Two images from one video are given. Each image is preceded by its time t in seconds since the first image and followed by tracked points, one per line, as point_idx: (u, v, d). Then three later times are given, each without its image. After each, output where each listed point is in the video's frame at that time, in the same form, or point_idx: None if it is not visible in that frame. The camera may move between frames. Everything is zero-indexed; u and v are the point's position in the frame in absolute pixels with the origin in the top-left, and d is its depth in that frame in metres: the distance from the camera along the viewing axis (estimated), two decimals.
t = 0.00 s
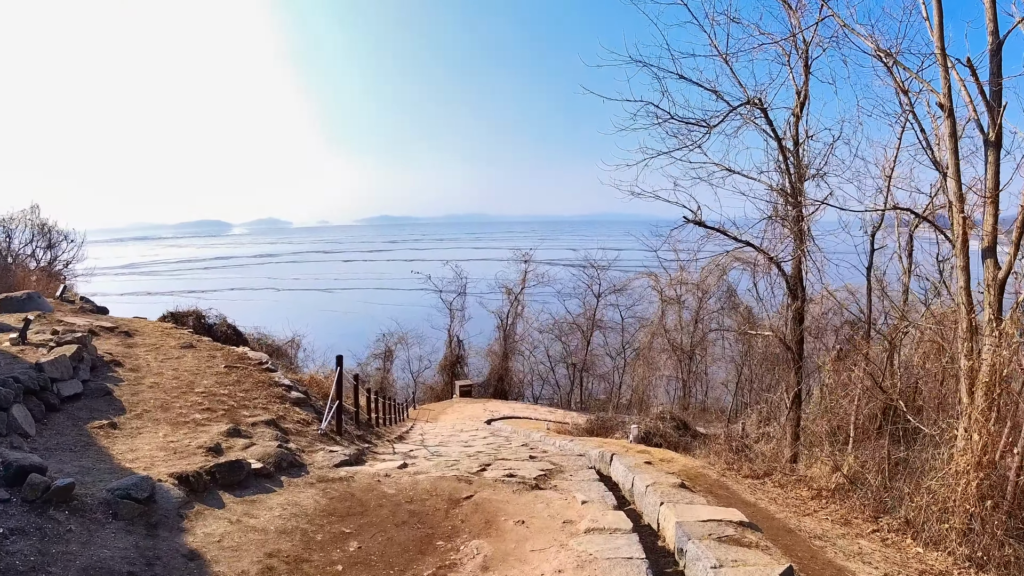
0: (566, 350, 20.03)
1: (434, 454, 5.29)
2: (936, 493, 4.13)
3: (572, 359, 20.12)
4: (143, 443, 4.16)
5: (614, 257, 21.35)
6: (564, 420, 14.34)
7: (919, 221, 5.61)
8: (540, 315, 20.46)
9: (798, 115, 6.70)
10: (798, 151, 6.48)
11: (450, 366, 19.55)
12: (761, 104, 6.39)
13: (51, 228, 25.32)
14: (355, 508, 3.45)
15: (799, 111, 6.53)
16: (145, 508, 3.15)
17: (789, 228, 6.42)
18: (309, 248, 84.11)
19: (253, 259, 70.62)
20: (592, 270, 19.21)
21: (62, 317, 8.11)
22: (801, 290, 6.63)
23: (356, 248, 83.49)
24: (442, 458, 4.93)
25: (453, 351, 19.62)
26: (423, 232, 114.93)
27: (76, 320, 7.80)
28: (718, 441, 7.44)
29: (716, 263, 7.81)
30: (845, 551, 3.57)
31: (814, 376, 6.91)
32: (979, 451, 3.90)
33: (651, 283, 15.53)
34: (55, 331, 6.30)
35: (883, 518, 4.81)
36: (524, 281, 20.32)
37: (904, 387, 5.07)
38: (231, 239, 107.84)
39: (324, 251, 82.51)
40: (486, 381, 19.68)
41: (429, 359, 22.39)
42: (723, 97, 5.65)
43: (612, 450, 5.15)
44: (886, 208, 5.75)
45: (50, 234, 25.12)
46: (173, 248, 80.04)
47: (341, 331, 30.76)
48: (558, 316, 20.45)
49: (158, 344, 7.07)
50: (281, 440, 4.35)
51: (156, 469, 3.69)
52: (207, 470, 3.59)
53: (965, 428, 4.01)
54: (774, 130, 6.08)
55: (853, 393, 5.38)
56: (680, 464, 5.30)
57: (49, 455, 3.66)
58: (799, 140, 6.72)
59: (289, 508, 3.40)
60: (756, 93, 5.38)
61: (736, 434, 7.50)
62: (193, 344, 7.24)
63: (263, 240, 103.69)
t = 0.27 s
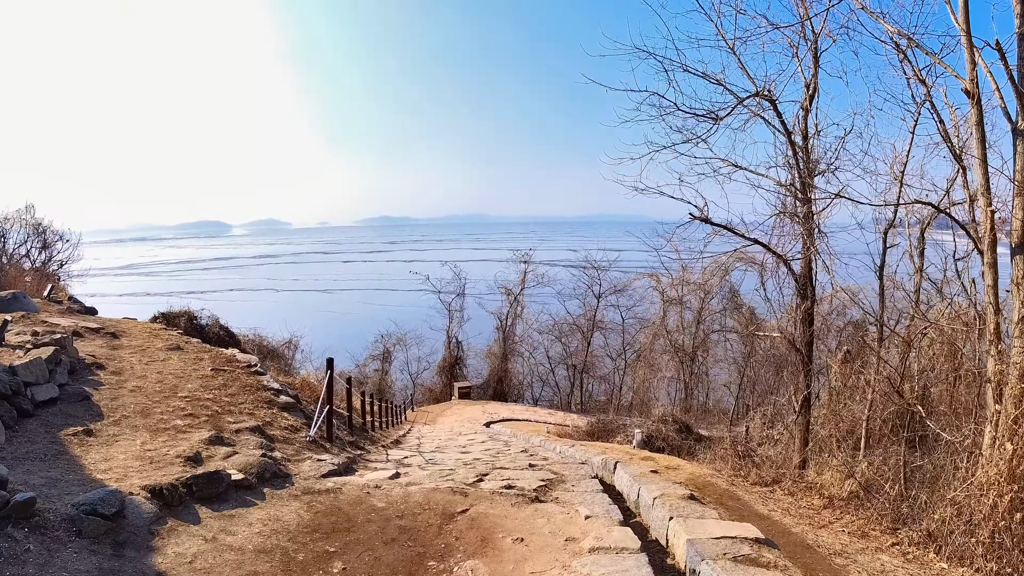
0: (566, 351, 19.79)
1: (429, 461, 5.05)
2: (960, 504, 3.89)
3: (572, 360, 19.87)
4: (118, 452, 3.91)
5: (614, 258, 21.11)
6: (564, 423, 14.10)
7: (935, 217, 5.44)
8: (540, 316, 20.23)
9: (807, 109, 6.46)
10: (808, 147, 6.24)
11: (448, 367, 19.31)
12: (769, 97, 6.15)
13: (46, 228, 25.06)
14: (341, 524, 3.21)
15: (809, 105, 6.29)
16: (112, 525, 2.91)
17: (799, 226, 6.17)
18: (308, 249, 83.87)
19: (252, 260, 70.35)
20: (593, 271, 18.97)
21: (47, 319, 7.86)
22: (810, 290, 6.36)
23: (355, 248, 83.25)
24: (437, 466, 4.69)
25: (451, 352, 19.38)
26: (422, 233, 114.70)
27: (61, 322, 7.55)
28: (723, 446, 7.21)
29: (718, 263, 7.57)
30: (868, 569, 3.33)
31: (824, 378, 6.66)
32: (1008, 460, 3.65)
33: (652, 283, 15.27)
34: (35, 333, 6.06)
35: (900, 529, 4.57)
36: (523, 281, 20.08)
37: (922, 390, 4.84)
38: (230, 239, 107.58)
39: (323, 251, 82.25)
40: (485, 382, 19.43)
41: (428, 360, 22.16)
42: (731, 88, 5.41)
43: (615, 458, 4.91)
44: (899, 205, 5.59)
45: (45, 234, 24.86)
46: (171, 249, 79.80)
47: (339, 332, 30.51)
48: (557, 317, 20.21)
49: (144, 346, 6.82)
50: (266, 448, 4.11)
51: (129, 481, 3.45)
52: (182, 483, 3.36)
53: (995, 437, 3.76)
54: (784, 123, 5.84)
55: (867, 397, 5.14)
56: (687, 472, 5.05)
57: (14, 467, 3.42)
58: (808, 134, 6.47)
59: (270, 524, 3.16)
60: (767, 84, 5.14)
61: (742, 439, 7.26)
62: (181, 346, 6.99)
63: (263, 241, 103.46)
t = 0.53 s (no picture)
0: (565, 353, 19.59)
1: (422, 470, 4.85)
2: (978, 519, 3.70)
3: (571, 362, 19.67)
4: (90, 464, 3.71)
5: (614, 259, 20.91)
6: (564, 426, 13.89)
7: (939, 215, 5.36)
8: (539, 317, 20.02)
9: (813, 105, 6.26)
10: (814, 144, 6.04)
11: (446, 369, 19.10)
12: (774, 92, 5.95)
13: (41, 229, 24.83)
14: (323, 542, 3.00)
15: (815, 100, 6.09)
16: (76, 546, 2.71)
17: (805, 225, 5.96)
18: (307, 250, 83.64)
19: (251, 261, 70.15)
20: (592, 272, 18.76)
21: (30, 321, 7.65)
22: (817, 291, 6.14)
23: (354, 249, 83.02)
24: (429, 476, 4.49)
25: (449, 354, 19.18)
26: (421, 234, 114.54)
27: (45, 324, 7.34)
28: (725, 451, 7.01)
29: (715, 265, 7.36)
30: None
31: (830, 382, 6.45)
32: None
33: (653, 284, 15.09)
34: (13, 337, 5.84)
35: (913, 543, 4.37)
36: (522, 282, 19.88)
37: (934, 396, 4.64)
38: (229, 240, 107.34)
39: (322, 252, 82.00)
40: (483, 385, 19.23)
41: (426, 362, 21.96)
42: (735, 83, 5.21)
43: (615, 467, 4.71)
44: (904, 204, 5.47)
45: (39, 236, 24.62)
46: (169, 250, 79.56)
47: (337, 334, 30.29)
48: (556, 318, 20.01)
49: (129, 349, 6.61)
50: (247, 459, 3.91)
51: (99, 496, 3.25)
52: (155, 498, 3.16)
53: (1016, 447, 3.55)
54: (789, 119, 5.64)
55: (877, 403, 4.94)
56: (689, 481, 4.85)
57: None
58: (814, 131, 6.28)
59: (246, 544, 2.95)
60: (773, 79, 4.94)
61: (745, 444, 7.06)
62: (168, 349, 6.78)
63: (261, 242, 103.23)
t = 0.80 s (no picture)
0: (564, 353, 19.37)
1: (413, 473, 4.62)
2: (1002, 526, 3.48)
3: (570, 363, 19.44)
4: (56, 467, 3.47)
5: (613, 258, 20.69)
6: (562, 427, 13.66)
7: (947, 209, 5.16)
8: (537, 317, 19.80)
9: (819, 95, 6.02)
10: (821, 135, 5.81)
11: (444, 370, 18.87)
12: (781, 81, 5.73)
13: (35, 228, 24.57)
14: (300, 553, 2.77)
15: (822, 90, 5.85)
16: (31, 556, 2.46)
17: (811, 219, 5.72)
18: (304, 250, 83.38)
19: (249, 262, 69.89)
20: (591, 271, 18.52)
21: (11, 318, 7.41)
22: (823, 287, 5.89)
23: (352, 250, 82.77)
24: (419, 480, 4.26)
25: (447, 355, 18.96)
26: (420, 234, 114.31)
27: (27, 322, 7.10)
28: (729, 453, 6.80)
29: (716, 263, 7.14)
30: None
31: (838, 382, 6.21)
32: None
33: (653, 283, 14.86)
34: None
35: (929, 550, 4.15)
36: (520, 282, 19.66)
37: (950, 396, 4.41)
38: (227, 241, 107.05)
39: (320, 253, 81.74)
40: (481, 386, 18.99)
41: (423, 362, 21.72)
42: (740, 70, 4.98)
43: (616, 471, 4.48)
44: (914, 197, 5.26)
45: (34, 235, 24.36)
46: (167, 250, 79.31)
47: (334, 334, 30.06)
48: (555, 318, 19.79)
49: (112, 348, 6.37)
50: (225, 462, 3.67)
51: (61, 502, 3.01)
52: (121, 504, 2.93)
53: None
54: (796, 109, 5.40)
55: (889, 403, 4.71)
56: (693, 485, 4.63)
57: None
58: (821, 122, 6.05)
59: (216, 555, 2.72)
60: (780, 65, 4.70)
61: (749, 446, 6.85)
62: (153, 347, 6.55)
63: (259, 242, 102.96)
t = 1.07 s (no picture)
0: (564, 355, 19.15)
1: (408, 485, 4.42)
2: None
3: (570, 364, 19.22)
4: (27, 483, 3.26)
5: (614, 259, 20.48)
6: (563, 430, 13.45)
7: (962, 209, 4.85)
8: (537, 318, 19.59)
9: (829, 91, 5.78)
10: (831, 132, 5.56)
11: (442, 372, 18.65)
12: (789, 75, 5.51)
13: (31, 229, 24.36)
14: None
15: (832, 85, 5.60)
16: None
17: (822, 218, 5.47)
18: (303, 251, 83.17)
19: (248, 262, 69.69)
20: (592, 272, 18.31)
21: None
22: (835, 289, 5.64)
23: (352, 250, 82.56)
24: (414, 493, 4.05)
25: (446, 357, 18.75)
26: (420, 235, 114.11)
27: (12, 326, 6.89)
28: (735, 459, 6.58)
29: (720, 264, 6.91)
30: None
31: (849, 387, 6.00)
32: None
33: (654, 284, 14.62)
34: None
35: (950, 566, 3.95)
36: (520, 283, 19.44)
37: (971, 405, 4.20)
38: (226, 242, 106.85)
39: (320, 253, 81.53)
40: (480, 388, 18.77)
41: (421, 364, 21.52)
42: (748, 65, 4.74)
43: (621, 482, 4.28)
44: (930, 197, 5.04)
45: (29, 236, 24.15)
46: (166, 251, 79.16)
47: (332, 335, 29.85)
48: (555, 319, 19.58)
49: (98, 353, 6.16)
50: (207, 477, 3.46)
51: (29, 523, 2.80)
52: (92, 525, 2.72)
53: None
54: (806, 105, 5.17)
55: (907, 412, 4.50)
56: (701, 497, 4.42)
57: None
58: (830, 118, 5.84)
59: None
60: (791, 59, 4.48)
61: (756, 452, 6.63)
62: (141, 352, 6.34)
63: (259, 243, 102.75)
